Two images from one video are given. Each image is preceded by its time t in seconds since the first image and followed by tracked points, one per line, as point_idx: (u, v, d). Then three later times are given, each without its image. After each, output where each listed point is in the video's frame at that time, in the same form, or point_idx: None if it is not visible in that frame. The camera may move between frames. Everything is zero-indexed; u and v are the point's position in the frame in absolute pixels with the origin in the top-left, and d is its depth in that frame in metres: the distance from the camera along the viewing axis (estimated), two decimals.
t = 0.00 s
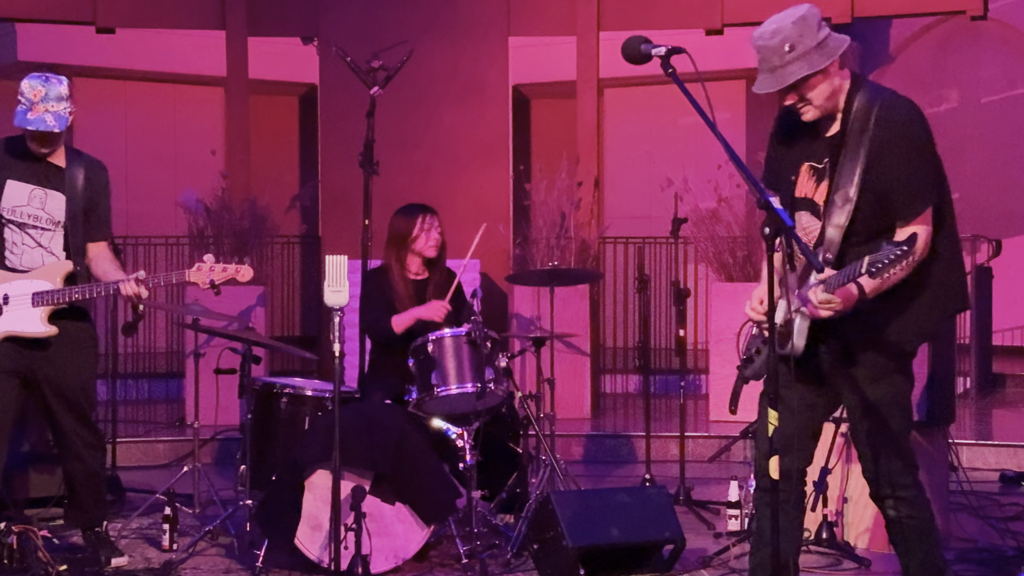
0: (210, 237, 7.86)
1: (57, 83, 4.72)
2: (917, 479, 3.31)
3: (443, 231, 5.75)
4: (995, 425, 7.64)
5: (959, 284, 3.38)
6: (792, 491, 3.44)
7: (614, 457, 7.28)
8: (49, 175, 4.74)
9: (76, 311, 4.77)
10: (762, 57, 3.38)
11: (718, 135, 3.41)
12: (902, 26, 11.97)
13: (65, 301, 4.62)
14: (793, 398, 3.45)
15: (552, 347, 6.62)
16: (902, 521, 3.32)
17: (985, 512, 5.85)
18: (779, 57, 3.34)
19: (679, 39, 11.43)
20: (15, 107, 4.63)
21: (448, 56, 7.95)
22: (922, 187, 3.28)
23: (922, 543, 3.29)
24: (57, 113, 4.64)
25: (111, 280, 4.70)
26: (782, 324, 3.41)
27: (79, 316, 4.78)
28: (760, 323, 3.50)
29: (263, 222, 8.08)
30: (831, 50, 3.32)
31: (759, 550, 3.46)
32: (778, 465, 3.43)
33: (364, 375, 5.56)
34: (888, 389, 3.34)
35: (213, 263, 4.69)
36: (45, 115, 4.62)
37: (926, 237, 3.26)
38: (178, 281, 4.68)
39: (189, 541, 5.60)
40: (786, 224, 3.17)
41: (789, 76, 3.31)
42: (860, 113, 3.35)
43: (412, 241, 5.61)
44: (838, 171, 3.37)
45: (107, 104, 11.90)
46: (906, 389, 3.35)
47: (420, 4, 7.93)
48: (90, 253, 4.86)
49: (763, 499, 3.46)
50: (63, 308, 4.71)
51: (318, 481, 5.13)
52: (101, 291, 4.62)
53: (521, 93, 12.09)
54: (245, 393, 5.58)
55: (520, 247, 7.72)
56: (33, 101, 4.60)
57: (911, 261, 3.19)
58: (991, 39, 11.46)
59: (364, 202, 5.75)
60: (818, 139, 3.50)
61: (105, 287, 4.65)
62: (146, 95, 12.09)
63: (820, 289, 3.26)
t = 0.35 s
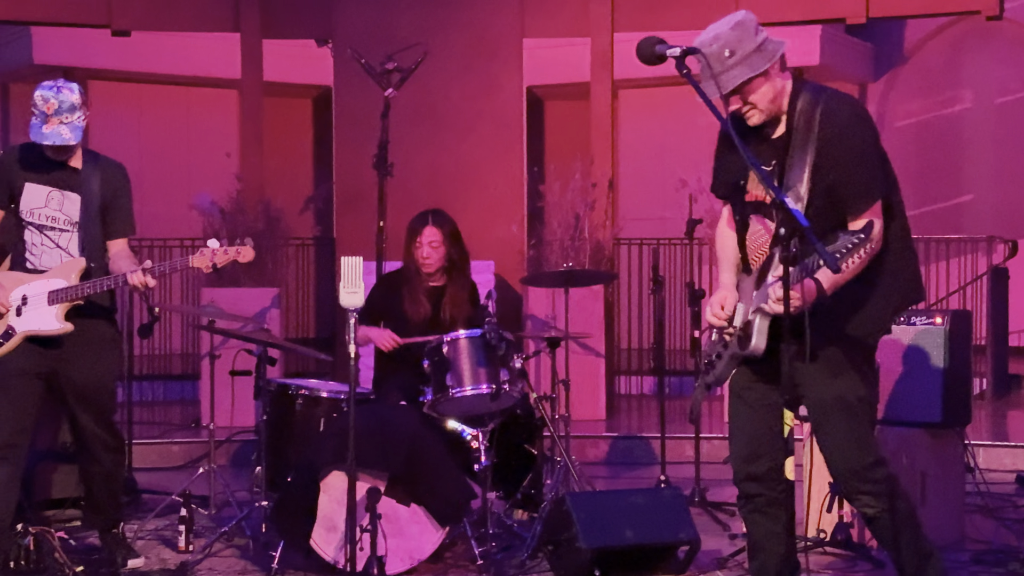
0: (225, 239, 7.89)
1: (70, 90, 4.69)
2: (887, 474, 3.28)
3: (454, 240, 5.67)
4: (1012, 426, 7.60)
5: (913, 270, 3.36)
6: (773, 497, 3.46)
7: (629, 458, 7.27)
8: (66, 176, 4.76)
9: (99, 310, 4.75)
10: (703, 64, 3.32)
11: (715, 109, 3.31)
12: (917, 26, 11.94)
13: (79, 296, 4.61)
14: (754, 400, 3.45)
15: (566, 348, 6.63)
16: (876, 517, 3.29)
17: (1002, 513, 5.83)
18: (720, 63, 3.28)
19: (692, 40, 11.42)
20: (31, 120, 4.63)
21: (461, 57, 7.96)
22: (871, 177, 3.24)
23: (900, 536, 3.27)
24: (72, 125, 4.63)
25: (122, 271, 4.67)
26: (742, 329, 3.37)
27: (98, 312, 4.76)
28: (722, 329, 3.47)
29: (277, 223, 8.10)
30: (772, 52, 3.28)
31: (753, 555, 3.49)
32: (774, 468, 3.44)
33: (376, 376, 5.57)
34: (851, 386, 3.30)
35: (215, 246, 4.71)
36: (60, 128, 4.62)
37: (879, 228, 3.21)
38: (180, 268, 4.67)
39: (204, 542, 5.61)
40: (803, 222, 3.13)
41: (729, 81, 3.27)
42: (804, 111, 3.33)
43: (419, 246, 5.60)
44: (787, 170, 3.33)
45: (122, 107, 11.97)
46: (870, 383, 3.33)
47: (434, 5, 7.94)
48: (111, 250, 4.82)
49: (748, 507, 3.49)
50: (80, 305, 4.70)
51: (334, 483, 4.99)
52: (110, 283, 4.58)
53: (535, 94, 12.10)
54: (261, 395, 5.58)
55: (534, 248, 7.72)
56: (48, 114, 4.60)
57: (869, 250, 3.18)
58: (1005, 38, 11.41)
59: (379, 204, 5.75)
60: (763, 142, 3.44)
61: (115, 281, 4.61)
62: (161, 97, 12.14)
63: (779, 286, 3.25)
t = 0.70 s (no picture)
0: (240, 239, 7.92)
1: (93, 79, 4.74)
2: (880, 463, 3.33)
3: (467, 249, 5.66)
4: None
5: (894, 256, 3.41)
6: (786, 493, 3.47)
7: (644, 458, 7.27)
8: (81, 176, 4.77)
9: (116, 312, 4.79)
10: (659, 83, 3.44)
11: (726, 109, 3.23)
12: (932, 25, 11.91)
13: (99, 301, 4.63)
14: (760, 399, 3.48)
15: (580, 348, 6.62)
16: (871, 506, 3.34)
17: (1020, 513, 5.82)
18: (674, 78, 3.40)
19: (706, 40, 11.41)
20: (53, 105, 4.63)
21: (476, 57, 7.97)
22: (844, 168, 3.29)
23: (897, 526, 3.32)
24: (95, 109, 4.67)
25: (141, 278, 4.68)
26: (738, 334, 3.42)
27: (115, 315, 4.79)
28: (721, 336, 3.55)
29: (292, 224, 8.12)
30: (722, 59, 3.39)
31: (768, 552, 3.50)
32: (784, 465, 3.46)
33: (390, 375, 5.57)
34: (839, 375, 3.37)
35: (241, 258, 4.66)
36: (84, 111, 4.64)
37: (854, 220, 3.28)
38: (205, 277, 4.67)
39: (219, 541, 5.62)
40: (815, 222, 3.02)
41: (687, 93, 3.34)
42: (767, 110, 3.39)
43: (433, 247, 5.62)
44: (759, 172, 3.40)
45: (137, 107, 12.02)
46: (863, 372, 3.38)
47: (449, 5, 7.95)
48: (124, 252, 4.83)
49: (760, 504, 3.50)
50: (99, 308, 4.74)
51: (347, 483, 5.02)
52: (131, 290, 4.60)
53: (548, 94, 12.11)
54: (275, 395, 5.59)
55: (548, 249, 7.73)
56: (73, 98, 4.61)
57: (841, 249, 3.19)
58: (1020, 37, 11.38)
59: (394, 203, 5.75)
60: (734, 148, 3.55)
61: (136, 286, 4.63)
62: (175, 98, 12.19)
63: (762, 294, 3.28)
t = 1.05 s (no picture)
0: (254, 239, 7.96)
1: (99, 85, 4.69)
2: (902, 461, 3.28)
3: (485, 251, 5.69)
4: None
5: (902, 254, 3.33)
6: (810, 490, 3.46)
7: (657, 458, 7.28)
8: (98, 175, 4.77)
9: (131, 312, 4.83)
10: (643, 126, 3.30)
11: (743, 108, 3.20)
12: (945, 24, 11.89)
13: (118, 300, 4.64)
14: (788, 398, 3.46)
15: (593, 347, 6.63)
16: (890, 504, 3.30)
17: None
18: (656, 120, 3.25)
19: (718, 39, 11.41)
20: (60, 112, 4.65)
21: (489, 57, 7.97)
22: (839, 176, 3.21)
23: (917, 524, 3.28)
24: (98, 118, 4.63)
25: (162, 279, 4.70)
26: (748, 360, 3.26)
27: (132, 315, 4.84)
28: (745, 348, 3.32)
29: (305, 223, 8.13)
30: (703, 93, 3.22)
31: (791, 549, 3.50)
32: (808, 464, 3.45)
33: (403, 375, 5.57)
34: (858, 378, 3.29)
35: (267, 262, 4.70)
36: (86, 120, 4.62)
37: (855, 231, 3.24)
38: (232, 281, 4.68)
39: (233, 539, 5.63)
40: (830, 222, 2.96)
41: (672, 132, 3.21)
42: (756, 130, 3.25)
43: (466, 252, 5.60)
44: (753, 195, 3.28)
45: (150, 107, 12.06)
46: (883, 372, 3.30)
47: (462, 5, 7.95)
48: (137, 253, 4.86)
49: (787, 497, 3.50)
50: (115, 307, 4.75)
51: (361, 481, 5.01)
52: (154, 291, 4.60)
53: (560, 94, 12.11)
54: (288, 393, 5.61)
55: (561, 248, 7.74)
56: (75, 106, 4.62)
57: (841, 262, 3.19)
58: None
59: (407, 203, 5.75)
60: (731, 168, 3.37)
61: (158, 288, 4.64)
62: (188, 98, 12.23)
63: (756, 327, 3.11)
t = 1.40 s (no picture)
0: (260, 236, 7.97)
1: (107, 87, 4.72)
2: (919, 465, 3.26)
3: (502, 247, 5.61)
4: None
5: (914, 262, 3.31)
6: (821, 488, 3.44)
7: (663, 456, 7.28)
8: (102, 173, 4.79)
9: (138, 308, 4.81)
10: (655, 149, 3.24)
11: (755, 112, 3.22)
12: (953, 21, 11.86)
13: (121, 295, 4.62)
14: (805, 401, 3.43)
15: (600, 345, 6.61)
16: (905, 509, 3.27)
17: None
18: (671, 144, 3.20)
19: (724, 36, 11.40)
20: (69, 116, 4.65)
21: (495, 55, 7.96)
22: (852, 188, 3.17)
23: (931, 530, 3.24)
24: (110, 121, 4.66)
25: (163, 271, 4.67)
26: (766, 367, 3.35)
27: (140, 312, 4.82)
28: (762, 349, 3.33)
29: (312, 221, 8.14)
30: (713, 112, 3.20)
31: (801, 548, 3.49)
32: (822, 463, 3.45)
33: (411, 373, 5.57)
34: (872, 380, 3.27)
35: (263, 245, 4.65)
36: (98, 123, 4.64)
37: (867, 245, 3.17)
38: (229, 268, 4.67)
39: (239, 537, 5.64)
40: (840, 218, 2.99)
41: (689, 157, 3.19)
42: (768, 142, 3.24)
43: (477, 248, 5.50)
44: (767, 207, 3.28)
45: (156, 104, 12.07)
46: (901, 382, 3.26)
47: (468, 2, 7.95)
48: (146, 249, 4.83)
49: (800, 496, 3.49)
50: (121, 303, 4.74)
51: (368, 480, 4.99)
52: (154, 283, 4.59)
53: (567, 91, 12.11)
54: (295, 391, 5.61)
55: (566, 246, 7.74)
56: (86, 110, 4.62)
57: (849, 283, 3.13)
58: None
59: (413, 201, 5.74)
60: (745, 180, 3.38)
61: (158, 279, 4.62)
62: (194, 95, 12.23)
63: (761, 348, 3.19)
